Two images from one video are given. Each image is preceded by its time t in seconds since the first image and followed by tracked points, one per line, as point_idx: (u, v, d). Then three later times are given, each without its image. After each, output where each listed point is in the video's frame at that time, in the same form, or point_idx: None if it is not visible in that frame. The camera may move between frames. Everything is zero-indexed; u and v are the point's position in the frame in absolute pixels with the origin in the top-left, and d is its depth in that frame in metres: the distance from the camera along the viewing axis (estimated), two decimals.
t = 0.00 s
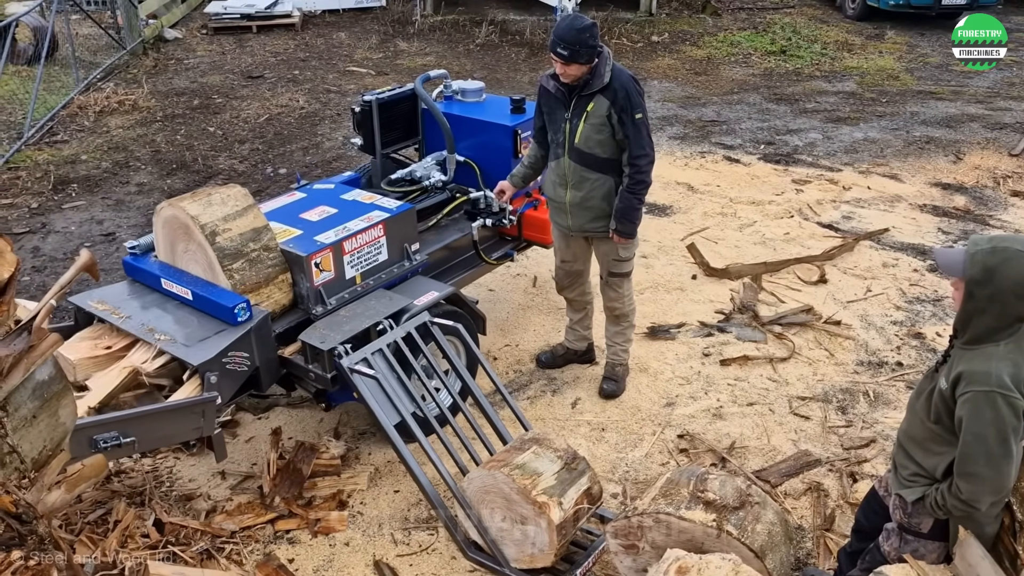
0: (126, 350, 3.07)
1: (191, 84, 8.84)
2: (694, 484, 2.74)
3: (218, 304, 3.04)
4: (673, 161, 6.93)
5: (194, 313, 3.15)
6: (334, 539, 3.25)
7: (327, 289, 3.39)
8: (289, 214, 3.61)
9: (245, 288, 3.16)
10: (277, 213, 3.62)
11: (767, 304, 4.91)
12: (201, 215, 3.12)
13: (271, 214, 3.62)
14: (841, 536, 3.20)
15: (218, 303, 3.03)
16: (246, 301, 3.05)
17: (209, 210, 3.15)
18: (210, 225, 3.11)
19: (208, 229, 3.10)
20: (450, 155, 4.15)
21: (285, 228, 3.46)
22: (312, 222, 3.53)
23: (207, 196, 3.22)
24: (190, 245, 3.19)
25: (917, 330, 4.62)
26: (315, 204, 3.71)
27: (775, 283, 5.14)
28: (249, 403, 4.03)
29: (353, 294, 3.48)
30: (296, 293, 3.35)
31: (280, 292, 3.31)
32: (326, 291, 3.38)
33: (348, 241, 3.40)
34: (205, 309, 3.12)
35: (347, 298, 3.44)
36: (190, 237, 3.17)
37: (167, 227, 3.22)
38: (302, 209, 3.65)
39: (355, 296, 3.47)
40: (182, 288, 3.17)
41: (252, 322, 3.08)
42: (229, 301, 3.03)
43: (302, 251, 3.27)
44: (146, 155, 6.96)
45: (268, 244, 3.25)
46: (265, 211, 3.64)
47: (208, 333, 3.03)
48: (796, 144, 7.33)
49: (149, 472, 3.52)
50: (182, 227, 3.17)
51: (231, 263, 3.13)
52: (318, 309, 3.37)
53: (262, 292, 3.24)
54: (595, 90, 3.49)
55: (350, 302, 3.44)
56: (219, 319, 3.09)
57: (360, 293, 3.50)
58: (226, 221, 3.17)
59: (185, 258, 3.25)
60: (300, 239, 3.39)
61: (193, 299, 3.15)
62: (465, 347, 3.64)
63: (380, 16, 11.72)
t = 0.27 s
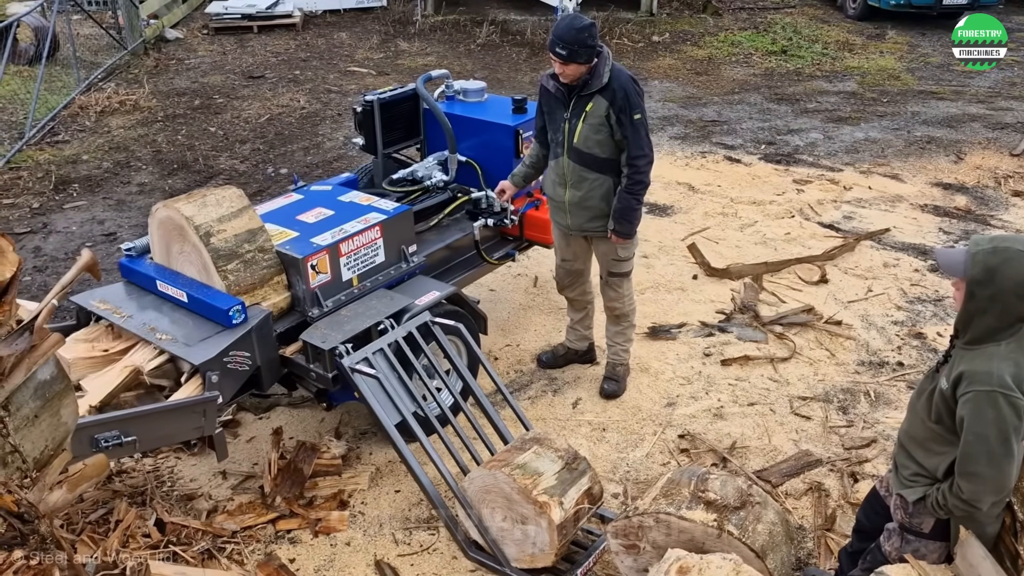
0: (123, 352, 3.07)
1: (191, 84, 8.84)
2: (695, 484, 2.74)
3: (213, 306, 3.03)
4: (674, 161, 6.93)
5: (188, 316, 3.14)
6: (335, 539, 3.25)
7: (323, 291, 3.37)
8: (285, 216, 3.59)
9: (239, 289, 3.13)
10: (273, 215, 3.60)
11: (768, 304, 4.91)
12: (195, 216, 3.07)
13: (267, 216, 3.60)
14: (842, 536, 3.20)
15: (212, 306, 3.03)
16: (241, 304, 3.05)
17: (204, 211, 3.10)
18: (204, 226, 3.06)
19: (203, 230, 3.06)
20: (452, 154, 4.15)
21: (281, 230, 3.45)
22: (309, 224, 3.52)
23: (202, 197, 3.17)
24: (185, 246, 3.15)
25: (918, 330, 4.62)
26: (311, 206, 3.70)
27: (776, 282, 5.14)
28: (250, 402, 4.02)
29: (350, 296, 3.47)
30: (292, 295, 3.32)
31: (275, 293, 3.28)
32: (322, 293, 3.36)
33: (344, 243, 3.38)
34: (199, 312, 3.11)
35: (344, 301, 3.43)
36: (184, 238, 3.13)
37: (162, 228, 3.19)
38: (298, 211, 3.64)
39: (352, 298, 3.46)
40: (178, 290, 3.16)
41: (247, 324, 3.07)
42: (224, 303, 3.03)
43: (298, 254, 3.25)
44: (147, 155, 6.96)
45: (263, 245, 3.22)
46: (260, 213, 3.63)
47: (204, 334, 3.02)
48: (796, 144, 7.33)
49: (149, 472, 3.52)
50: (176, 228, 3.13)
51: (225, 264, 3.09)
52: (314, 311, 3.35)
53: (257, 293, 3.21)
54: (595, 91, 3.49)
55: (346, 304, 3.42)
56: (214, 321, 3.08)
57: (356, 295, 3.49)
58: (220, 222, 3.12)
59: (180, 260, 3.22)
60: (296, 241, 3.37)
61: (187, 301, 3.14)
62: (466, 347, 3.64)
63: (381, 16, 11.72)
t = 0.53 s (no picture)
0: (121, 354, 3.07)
1: (192, 84, 8.85)
2: (696, 484, 2.74)
3: (207, 308, 3.01)
4: (674, 161, 6.93)
5: (183, 318, 3.13)
6: (335, 539, 3.25)
7: (320, 293, 3.35)
8: (281, 218, 3.58)
9: (233, 290, 3.10)
10: (269, 217, 3.59)
11: (768, 304, 4.91)
12: (190, 216, 3.06)
13: (263, 218, 3.59)
14: (842, 536, 3.20)
15: (207, 308, 3.01)
16: (236, 305, 3.04)
17: (199, 211, 3.09)
18: (199, 226, 3.05)
19: (197, 230, 3.05)
20: (453, 154, 4.16)
21: (277, 232, 3.43)
22: (305, 226, 3.50)
23: (197, 197, 3.16)
24: (179, 247, 3.14)
25: (919, 330, 4.61)
26: (308, 208, 3.69)
27: (776, 282, 5.14)
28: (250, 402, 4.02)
29: (346, 298, 3.45)
30: (288, 298, 3.30)
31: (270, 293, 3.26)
32: (318, 295, 3.34)
33: (340, 245, 3.37)
34: (194, 314, 3.10)
35: (340, 303, 3.41)
36: (178, 239, 3.12)
37: (156, 228, 3.17)
38: (295, 213, 3.63)
39: (348, 301, 3.44)
40: (172, 292, 3.14)
41: (241, 327, 3.05)
42: (218, 305, 3.01)
43: (294, 256, 3.23)
44: (148, 155, 6.97)
45: (258, 247, 3.20)
46: (257, 215, 3.62)
47: (198, 336, 3.01)
48: (797, 144, 7.33)
49: (150, 472, 3.53)
50: (171, 228, 3.12)
51: (219, 264, 3.08)
52: (310, 313, 3.32)
53: (251, 294, 3.18)
54: (594, 91, 3.49)
55: (342, 306, 3.40)
56: (208, 324, 3.06)
57: (352, 297, 3.47)
58: (215, 223, 3.11)
59: (173, 261, 3.21)
60: (292, 243, 3.35)
61: (182, 303, 3.13)
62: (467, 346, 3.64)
63: (382, 16, 11.73)
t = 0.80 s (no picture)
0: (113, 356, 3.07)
1: (192, 84, 8.85)
2: (696, 484, 2.74)
3: (199, 311, 2.99)
4: (675, 161, 6.93)
5: (175, 321, 3.11)
6: (336, 539, 3.25)
7: (314, 296, 3.33)
8: (275, 221, 3.57)
9: (226, 292, 3.09)
10: (263, 220, 3.58)
11: (768, 304, 4.91)
12: (183, 217, 3.05)
13: (257, 220, 3.58)
14: (843, 536, 3.20)
15: (199, 311, 2.99)
16: (228, 309, 3.02)
17: (192, 212, 3.08)
18: (192, 227, 3.04)
19: (190, 231, 3.03)
20: (453, 154, 4.16)
21: (271, 235, 3.42)
22: (299, 228, 3.49)
23: (190, 198, 3.14)
24: (172, 248, 3.12)
25: (919, 330, 4.61)
26: (303, 211, 3.68)
27: (777, 282, 5.14)
28: (251, 402, 4.02)
29: (340, 301, 3.42)
30: (282, 301, 3.28)
31: (265, 293, 3.24)
32: (312, 298, 3.32)
33: (335, 248, 3.35)
34: (186, 317, 3.08)
35: (334, 306, 3.39)
36: (172, 240, 3.11)
37: (150, 230, 3.16)
38: (289, 216, 3.62)
39: (342, 303, 3.42)
40: (165, 295, 3.12)
41: (235, 331, 3.04)
42: (211, 308, 3.00)
43: (288, 258, 3.21)
44: (148, 155, 6.97)
45: (252, 248, 3.18)
46: (251, 218, 3.60)
47: (190, 339, 2.99)
48: (797, 144, 7.33)
49: (151, 472, 3.53)
50: (163, 230, 3.10)
51: (212, 266, 3.06)
52: (304, 316, 3.30)
53: (244, 296, 3.16)
54: (593, 91, 3.49)
55: (336, 309, 3.38)
56: (200, 327, 3.05)
57: (347, 300, 3.45)
58: (208, 224, 3.09)
59: (166, 263, 3.19)
60: (286, 246, 3.33)
61: (174, 306, 3.11)
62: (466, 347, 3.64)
63: (382, 16, 11.73)
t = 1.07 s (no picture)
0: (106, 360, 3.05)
1: (192, 83, 8.85)
2: (696, 484, 2.74)
3: (194, 314, 2.99)
4: (675, 161, 6.93)
5: (170, 324, 3.11)
6: (335, 539, 3.25)
7: (308, 299, 3.31)
8: (269, 223, 3.56)
9: (220, 297, 3.07)
10: (257, 222, 3.57)
11: (768, 304, 4.91)
12: (173, 223, 3.01)
13: (251, 223, 3.57)
14: (842, 536, 3.20)
15: (194, 314, 2.99)
16: (223, 313, 3.01)
17: (183, 217, 3.04)
18: (183, 233, 3.01)
19: (181, 237, 3.00)
20: (453, 154, 4.16)
21: (265, 238, 3.40)
22: (294, 231, 3.47)
23: (181, 202, 3.11)
24: (164, 253, 3.10)
25: (919, 330, 4.62)
26: (297, 213, 3.67)
27: (777, 282, 5.15)
28: (251, 402, 4.02)
29: (334, 304, 3.41)
30: (277, 304, 3.26)
31: (261, 296, 3.22)
32: (307, 301, 3.30)
33: (329, 251, 3.33)
34: (181, 321, 3.08)
35: (328, 309, 3.37)
36: (164, 245, 3.08)
37: (141, 234, 3.14)
38: (283, 219, 3.61)
39: (337, 306, 3.40)
40: (160, 298, 3.12)
41: (230, 334, 3.04)
42: (206, 312, 2.99)
43: (282, 261, 3.20)
44: (148, 155, 6.97)
45: (245, 250, 3.16)
46: (245, 220, 3.59)
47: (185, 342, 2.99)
48: (797, 144, 7.33)
49: (151, 471, 3.53)
50: (155, 235, 3.08)
51: (206, 271, 3.04)
52: (299, 320, 3.28)
53: (239, 300, 3.14)
54: (594, 91, 3.49)
55: (331, 312, 3.37)
56: (196, 330, 3.05)
57: (341, 303, 3.43)
58: (199, 228, 3.06)
59: (159, 266, 3.18)
60: (280, 249, 3.32)
61: (169, 309, 3.11)
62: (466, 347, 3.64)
63: (382, 16, 11.74)
